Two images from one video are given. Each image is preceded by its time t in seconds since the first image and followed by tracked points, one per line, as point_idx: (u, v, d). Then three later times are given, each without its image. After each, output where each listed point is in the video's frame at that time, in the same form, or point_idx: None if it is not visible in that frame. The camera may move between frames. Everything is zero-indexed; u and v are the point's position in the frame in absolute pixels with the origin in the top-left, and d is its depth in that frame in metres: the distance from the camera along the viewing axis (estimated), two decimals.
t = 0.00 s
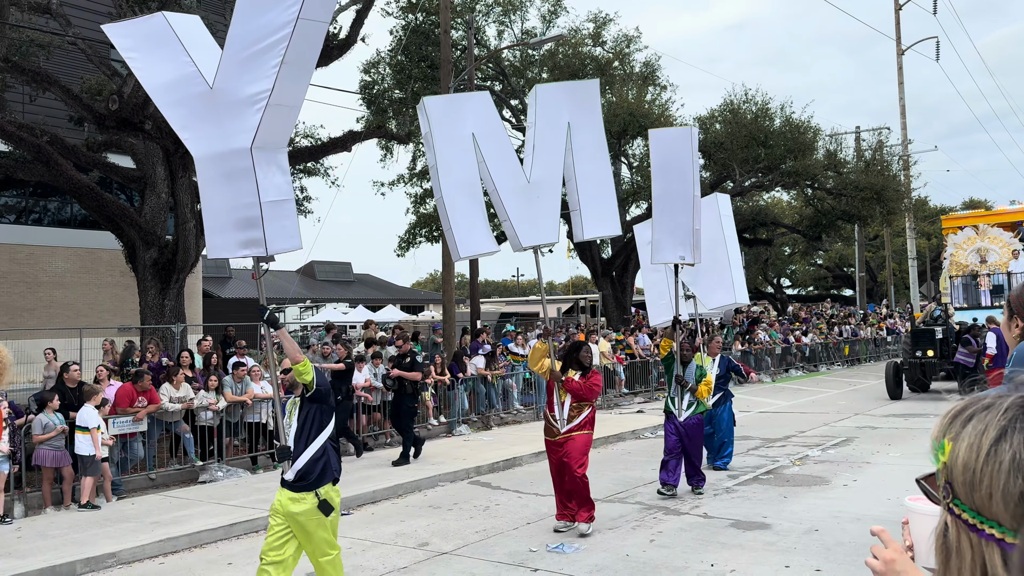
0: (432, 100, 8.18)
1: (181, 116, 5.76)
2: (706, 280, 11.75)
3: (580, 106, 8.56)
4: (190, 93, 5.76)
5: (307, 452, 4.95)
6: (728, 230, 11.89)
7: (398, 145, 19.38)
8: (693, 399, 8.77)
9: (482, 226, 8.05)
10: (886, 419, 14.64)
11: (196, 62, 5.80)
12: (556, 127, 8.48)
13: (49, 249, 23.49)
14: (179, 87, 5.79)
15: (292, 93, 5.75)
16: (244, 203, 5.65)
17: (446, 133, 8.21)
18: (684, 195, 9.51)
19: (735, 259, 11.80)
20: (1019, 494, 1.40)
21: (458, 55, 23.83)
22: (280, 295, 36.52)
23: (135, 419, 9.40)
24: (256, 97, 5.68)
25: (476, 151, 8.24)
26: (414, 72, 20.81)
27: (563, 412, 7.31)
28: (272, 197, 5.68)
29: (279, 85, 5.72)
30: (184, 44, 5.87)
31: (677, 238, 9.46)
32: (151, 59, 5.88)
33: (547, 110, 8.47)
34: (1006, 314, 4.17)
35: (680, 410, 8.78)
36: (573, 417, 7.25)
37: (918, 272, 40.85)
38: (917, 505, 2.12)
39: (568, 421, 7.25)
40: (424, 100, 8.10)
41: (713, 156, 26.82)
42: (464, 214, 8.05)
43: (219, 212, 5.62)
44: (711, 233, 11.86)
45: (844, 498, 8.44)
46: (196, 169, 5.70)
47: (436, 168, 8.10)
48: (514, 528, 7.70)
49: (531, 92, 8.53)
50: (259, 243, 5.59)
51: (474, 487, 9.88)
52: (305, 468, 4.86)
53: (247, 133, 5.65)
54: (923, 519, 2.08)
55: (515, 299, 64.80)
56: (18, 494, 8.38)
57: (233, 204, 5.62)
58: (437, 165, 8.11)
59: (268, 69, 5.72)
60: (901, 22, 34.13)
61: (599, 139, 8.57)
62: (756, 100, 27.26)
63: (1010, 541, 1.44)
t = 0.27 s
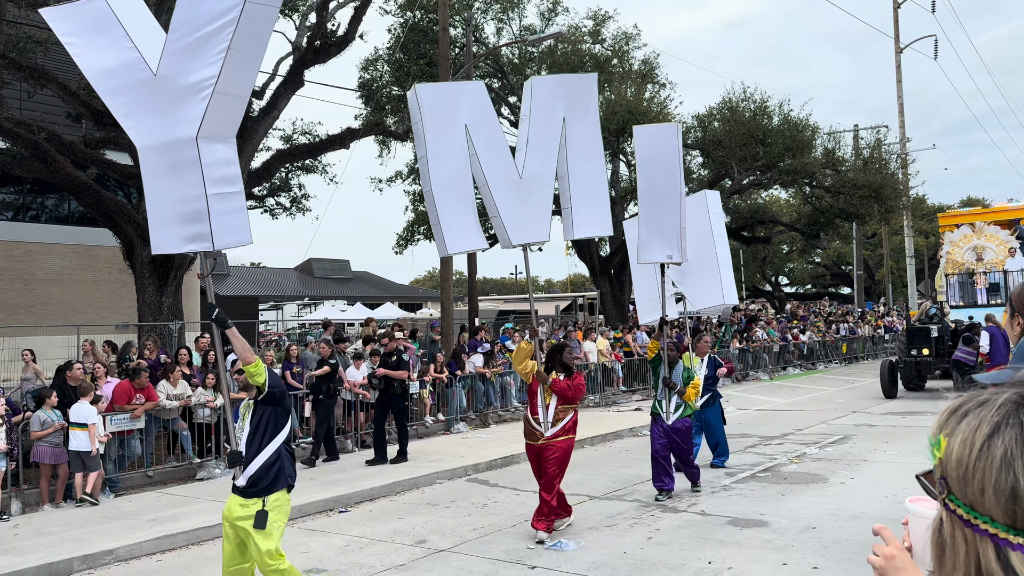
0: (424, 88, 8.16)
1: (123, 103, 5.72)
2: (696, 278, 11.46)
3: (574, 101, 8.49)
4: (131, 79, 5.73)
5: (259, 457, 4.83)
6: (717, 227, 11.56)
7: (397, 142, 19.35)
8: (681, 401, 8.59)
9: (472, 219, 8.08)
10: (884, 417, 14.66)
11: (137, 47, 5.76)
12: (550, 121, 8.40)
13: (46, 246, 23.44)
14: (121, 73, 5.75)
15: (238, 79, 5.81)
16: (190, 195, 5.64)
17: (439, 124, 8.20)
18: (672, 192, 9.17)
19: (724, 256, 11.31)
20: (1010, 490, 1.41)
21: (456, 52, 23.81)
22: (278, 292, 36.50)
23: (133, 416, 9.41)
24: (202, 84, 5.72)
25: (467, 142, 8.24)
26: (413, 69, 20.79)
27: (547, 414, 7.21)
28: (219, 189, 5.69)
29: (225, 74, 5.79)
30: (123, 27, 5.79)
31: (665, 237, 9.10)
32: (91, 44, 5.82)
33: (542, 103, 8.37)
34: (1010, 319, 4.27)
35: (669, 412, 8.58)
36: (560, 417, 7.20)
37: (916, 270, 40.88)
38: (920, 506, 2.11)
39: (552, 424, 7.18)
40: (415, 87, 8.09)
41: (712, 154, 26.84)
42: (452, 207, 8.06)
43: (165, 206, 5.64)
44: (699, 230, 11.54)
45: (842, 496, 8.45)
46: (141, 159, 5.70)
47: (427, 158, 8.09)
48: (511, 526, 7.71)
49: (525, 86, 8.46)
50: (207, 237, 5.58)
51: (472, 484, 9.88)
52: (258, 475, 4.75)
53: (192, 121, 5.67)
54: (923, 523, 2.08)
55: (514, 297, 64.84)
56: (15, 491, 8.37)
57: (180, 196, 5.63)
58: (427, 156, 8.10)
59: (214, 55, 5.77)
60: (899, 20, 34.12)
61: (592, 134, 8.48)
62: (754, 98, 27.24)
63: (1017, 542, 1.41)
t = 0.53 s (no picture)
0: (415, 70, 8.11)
1: (60, 90, 5.74)
2: (683, 275, 11.15)
3: (564, 91, 8.46)
4: (66, 65, 5.74)
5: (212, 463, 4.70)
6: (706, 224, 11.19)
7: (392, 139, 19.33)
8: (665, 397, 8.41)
9: (458, 208, 8.03)
10: (878, 415, 14.70)
11: (74, 33, 5.79)
12: (540, 112, 8.38)
13: (40, 242, 23.37)
14: (58, 60, 5.76)
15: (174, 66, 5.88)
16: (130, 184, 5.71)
17: (428, 110, 8.16)
18: (653, 183, 9.06)
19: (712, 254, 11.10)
20: (990, 487, 1.41)
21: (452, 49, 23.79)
22: (274, 289, 36.45)
23: (127, 413, 9.38)
24: (139, 71, 5.77)
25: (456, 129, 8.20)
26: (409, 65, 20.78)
27: (523, 413, 7.05)
28: (159, 179, 5.77)
29: (159, 58, 5.84)
30: (60, 14, 5.82)
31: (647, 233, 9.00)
32: (27, 29, 5.82)
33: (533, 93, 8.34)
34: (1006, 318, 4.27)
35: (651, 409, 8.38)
36: (536, 416, 7.01)
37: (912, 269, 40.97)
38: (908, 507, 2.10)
39: (528, 423, 7.00)
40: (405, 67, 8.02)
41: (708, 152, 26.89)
42: (438, 196, 8.02)
43: (109, 197, 5.70)
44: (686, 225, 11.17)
45: (836, 493, 8.48)
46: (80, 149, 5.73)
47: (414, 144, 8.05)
48: (507, 523, 7.71)
49: (515, 72, 8.39)
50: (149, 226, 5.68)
51: (467, 481, 9.89)
52: (210, 482, 4.62)
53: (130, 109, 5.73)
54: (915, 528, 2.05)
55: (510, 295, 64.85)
56: (9, 488, 8.37)
57: (120, 185, 5.69)
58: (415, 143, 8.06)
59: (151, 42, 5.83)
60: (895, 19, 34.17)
61: (580, 126, 8.46)
62: (750, 96, 27.24)
63: (997, 538, 1.41)
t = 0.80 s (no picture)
0: (395, 60, 8.14)
1: None
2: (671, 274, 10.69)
3: (544, 88, 8.29)
4: None
5: (158, 470, 4.17)
6: (695, 223, 10.78)
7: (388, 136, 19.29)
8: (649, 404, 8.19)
9: (438, 207, 8.05)
10: (872, 413, 14.75)
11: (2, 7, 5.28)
12: (519, 109, 8.25)
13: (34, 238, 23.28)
14: None
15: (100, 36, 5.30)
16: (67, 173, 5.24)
17: (408, 106, 8.18)
18: (632, 180, 8.86)
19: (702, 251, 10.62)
20: (990, 486, 1.41)
21: (448, 47, 23.80)
22: (269, 286, 36.40)
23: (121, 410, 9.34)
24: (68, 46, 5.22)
25: (437, 125, 8.21)
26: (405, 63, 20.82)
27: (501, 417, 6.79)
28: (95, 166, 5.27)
29: (90, 32, 5.29)
30: None
31: (626, 231, 8.78)
32: None
33: (513, 88, 8.21)
34: (1004, 316, 4.23)
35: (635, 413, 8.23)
36: (515, 418, 6.80)
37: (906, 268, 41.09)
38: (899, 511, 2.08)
39: (506, 426, 6.76)
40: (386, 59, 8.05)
41: (704, 151, 26.99)
42: (417, 192, 8.01)
43: (45, 185, 5.26)
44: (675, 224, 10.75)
45: (830, 492, 8.51)
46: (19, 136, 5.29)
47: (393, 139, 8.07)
48: (501, 521, 7.71)
49: (494, 67, 8.26)
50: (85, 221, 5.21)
51: (462, 479, 9.89)
52: (156, 490, 4.11)
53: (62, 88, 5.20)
54: (902, 535, 2.01)
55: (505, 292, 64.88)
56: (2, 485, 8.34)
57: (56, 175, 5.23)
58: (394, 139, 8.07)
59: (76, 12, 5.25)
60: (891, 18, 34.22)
61: (560, 124, 8.33)
62: (746, 95, 27.26)
63: (996, 539, 1.42)
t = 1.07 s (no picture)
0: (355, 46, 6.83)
1: None
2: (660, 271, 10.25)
3: (512, 81, 7.56)
4: None
5: (99, 475, 4.20)
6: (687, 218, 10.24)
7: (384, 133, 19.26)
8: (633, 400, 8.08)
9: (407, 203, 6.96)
10: (868, 412, 14.78)
11: None
12: (485, 99, 7.41)
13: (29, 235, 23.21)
14: None
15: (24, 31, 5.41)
16: None
17: (370, 88, 6.90)
18: (609, 171, 8.54)
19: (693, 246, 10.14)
20: (1017, 462, 1.36)
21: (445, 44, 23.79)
22: (265, 284, 36.36)
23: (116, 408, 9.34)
24: None
25: (402, 113, 7.03)
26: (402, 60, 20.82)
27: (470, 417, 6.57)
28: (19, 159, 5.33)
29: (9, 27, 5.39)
30: None
31: (603, 220, 8.47)
32: None
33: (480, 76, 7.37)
34: (1002, 314, 4.26)
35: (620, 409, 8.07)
36: (483, 420, 6.57)
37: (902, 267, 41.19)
38: (901, 506, 2.07)
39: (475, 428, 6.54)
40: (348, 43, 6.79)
41: (700, 149, 27.01)
42: (385, 188, 6.86)
43: None
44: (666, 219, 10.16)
45: (825, 490, 8.52)
46: None
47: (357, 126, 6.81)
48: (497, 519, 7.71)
49: (460, 54, 7.35)
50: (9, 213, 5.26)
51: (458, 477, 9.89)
52: (95, 496, 4.13)
53: None
54: (911, 523, 2.01)
55: (501, 289, 64.96)
56: None
57: None
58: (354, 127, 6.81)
59: None
60: (888, 17, 34.23)
61: (527, 118, 7.63)
62: (743, 94, 27.26)
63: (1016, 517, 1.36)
